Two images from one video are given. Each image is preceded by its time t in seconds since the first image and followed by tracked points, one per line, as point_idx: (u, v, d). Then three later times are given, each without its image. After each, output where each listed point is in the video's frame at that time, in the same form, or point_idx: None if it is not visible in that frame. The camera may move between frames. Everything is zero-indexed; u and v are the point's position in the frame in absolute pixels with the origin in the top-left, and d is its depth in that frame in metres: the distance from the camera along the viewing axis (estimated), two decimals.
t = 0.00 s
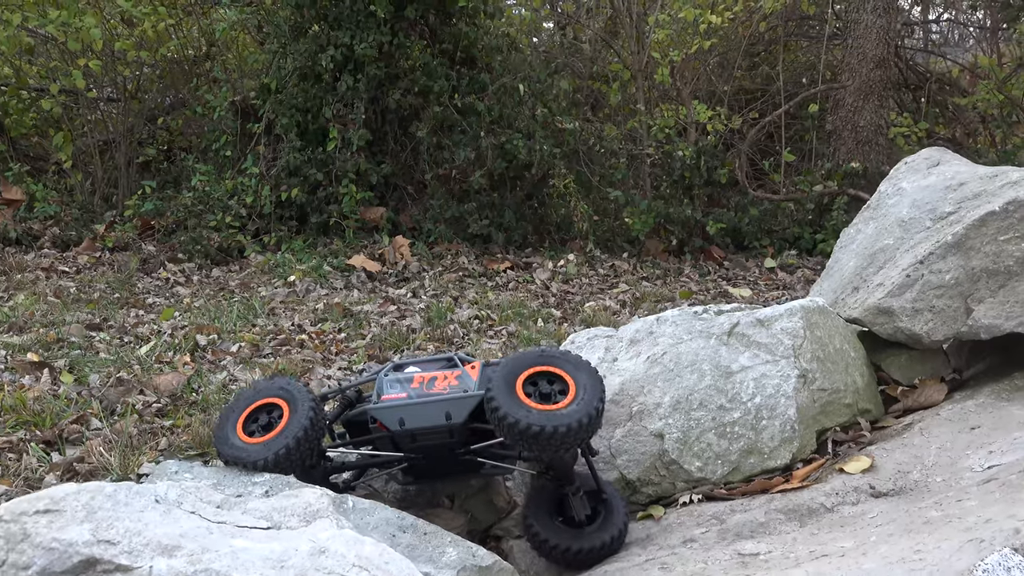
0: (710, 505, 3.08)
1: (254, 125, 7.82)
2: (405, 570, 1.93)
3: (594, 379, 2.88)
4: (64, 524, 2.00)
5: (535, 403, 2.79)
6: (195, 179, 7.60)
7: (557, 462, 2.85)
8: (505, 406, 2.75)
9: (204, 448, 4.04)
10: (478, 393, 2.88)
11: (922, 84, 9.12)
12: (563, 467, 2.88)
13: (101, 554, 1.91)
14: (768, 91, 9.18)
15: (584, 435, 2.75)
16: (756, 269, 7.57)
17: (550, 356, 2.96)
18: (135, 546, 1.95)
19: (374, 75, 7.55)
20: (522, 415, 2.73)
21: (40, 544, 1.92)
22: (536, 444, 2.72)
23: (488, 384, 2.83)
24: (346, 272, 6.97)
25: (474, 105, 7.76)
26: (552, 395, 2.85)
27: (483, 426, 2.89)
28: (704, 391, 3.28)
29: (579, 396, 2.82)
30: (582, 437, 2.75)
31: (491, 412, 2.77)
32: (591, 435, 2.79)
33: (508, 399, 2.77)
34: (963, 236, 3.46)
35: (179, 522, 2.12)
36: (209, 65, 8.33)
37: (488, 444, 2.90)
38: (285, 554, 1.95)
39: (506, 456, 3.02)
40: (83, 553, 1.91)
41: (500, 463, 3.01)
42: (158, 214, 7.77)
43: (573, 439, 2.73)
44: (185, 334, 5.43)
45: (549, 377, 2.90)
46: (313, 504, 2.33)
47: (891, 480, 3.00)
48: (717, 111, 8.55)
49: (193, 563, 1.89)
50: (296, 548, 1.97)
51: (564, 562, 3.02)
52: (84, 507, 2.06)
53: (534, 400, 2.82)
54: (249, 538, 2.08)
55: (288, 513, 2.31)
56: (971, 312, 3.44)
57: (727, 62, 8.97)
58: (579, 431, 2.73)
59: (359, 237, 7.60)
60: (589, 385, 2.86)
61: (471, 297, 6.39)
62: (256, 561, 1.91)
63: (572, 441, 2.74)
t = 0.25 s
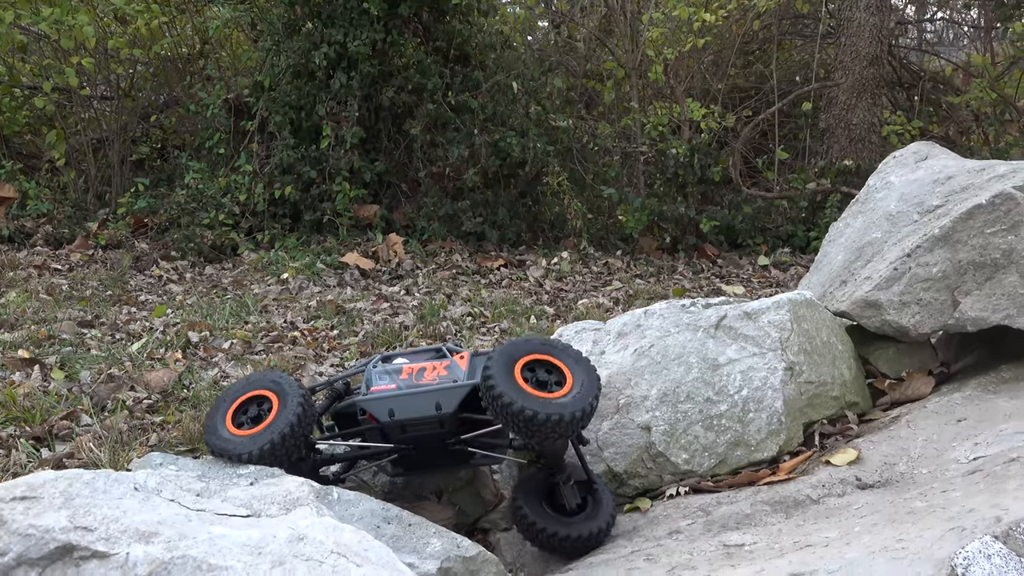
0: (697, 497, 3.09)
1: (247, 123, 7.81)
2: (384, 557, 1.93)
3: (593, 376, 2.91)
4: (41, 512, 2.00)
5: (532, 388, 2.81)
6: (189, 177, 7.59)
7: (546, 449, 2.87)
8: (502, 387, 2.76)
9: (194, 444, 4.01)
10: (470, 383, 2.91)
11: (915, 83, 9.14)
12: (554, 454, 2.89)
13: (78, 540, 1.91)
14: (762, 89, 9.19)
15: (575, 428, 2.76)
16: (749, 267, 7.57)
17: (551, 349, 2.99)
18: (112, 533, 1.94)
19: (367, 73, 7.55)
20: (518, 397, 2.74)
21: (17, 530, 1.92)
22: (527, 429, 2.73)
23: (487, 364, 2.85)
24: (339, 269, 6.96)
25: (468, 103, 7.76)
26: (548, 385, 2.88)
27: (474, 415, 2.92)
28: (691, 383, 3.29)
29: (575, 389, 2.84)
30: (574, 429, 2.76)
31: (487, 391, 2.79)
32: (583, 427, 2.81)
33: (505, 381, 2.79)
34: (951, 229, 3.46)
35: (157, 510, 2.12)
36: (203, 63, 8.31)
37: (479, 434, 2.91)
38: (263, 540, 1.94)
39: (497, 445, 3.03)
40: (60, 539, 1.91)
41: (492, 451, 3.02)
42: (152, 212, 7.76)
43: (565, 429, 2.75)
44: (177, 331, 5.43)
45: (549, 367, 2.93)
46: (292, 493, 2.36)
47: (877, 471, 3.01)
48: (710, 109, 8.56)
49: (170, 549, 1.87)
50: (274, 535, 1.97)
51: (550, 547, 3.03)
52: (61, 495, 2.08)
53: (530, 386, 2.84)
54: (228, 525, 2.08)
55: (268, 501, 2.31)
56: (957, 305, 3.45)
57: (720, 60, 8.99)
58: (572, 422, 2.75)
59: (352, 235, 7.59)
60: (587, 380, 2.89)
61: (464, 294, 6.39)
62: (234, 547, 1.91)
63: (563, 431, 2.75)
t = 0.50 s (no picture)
0: (687, 492, 3.10)
1: (241, 121, 7.80)
2: (370, 549, 1.93)
3: (597, 369, 2.94)
4: (26, 503, 2.00)
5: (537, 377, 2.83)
6: (183, 176, 7.58)
7: (546, 437, 2.89)
8: (508, 371, 2.79)
9: (187, 442, 3.99)
10: (469, 373, 2.93)
11: (909, 82, 9.16)
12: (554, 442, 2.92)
13: (63, 532, 1.90)
14: (756, 88, 9.20)
15: (577, 417, 2.78)
16: (743, 266, 7.58)
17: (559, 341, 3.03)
18: (98, 524, 1.94)
19: (361, 71, 7.54)
20: (524, 382, 2.77)
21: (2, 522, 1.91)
22: (530, 415, 2.75)
23: (496, 349, 2.88)
24: (333, 268, 6.96)
25: (462, 102, 7.76)
26: (554, 373, 2.91)
27: (472, 406, 2.91)
28: (682, 378, 3.30)
29: (579, 380, 2.87)
30: (575, 418, 2.78)
31: (492, 374, 2.81)
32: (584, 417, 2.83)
33: (512, 365, 2.81)
34: (940, 225, 3.48)
35: (143, 501, 2.13)
36: (197, 62, 8.32)
37: (478, 424, 2.92)
38: (249, 531, 1.95)
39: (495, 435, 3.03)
40: (45, 531, 1.90)
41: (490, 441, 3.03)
42: (145, 211, 7.75)
43: (566, 418, 2.77)
44: (170, 329, 5.42)
45: (555, 358, 2.96)
46: (279, 486, 2.37)
47: (866, 466, 3.02)
48: (705, 108, 8.57)
49: (155, 540, 1.88)
50: (260, 526, 1.98)
51: (545, 534, 3.06)
52: (46, 486, 2.09)
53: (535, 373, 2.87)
54: (214, 516, 2.08)
55: (255, 494, 2.32)
56: (946, 300, 3.47)
57: (715, 59, 9.00)
58: (574, 412, 2.77)
59: (347, 233, 7.59)
60: (592, 373, 2.92)
61: (458, 292, 6.39)
62: (219, 538, 1.91)
63: (565, 420, 2.77)
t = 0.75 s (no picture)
0: (682, 492, 3.11)
1: (237, 121, 7.79)
2: (366, 550, 1.94)
3: (592, 368, 2.94)
4: (22, 506, 2.01)
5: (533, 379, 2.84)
6: (178, 176, 7.57)
7: (543, 438, 2.89)
8: (501, 374, 2.80)
9: (183, 442, 3.98)
10: (466, 374, 2.93)
11: (905, 82, 9.17)
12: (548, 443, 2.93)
13: (60, 533, 1.91)
14: (752, 88, 9.21)
15: (571, 418, 2.79)
16: (739, 266, 7.59)
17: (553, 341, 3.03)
18: (94, 526, 1.95)
19: (357, 71, 7.53)
20: (517, 384, 2.78)
21: None
22: (524, 416, 2.76)
23: (489, 354, 2.87)
24: (329, 268, 6.95)
25: (458, 102, 7.76)
26: (549, 374, 2.91)
27: (468, 406, 2.93)
28: (677, 379, 3.31)
29: (573, 380, 2.87)
30: (569, 419, 2.79)
31: (488, 380, 2.81)
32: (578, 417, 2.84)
33: (505, 368, 2.82)
34: (934, 225, 3.49)
35: (140, 503, 2.13)
36: (193, 62, 8.32)
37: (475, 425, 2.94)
38: (245, 533, 1.95)
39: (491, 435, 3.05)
40: (41, 533, 1.91)
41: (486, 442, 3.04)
42: (141, 211, 7.74)
43: (561, 418, 2.78)
44: (166, 329, 5.41)
45: (550, 358, 2.96)
46: (275, 487, 2.36)
47: (861, 466, 3.03)
48: (701, 108, 8.57)
49: (152, 542, 1.89)
50: (256, 528, 1.98)
51: (542, 536, 3.04)
52: (43, 488, 2.09)
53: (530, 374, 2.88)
54: (210, 518, 2.09)
55: (251, 496, 2.32)
56: (941, 301, 3.48)
57: (711, 59, 9.00)
58: (568, 412, 2.78)
59: (343, 234, 7.58)
60: (586, 373, 2.92)
61: (454, 292, 6.39)
62: (216, 540, 1.91)
63: (559, 420, 2.78)
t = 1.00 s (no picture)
0: (678, 488, 3.13)
1: (233, 120, 7.79)
2: (363, 542, 1.95)
3: (537, 374, 2.75)
4: (21, 498, 2.01)
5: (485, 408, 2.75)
6: (174, 175, 7.57)
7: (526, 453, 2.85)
8: (452, 412, 2.78)
9: (180, 440, 3.99)
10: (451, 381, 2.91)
11: (900, 82, 9.20)
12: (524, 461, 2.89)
13: (59, 526, 1.92)
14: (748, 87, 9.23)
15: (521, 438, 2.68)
16: (735, 264, 7.61)
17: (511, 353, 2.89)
18: (93, 518, 1.95)
19: (353, 71, 7.54)
20: (461, 419, 2.74)
21: None
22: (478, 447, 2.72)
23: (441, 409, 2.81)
24: (326, 267, 6.96)
25: (454, 101, 7.76)
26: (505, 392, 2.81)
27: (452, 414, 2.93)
28: (673, 375, 3.33)
29: (517, 395, 2.72)
30: (522, 439, 2.69)
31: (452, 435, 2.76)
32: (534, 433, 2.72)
33: (455, 405, 2.80)
34: (929, 223, 3.51)
35: (138, 496, 2.14)
36: (189, 61, 8.25)
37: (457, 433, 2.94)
38: (244, 526, 1.96)
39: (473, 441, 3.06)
40: (40, 525, 1.92)
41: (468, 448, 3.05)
42: (137, 210, 7.73)
43: (510, 440, 2.68)
44: (162, 328, 5.41)
45: (496, 377, 2.86)
46: (273, 481, 2.37)
47: (856, 461, 3.05)
48: (696, 107, 8.59)
49: (150, 534, 1.89)
50: (255, 521, 1.99)
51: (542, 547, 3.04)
52: (42, 481, 2.10)
53: (482, 401, 2.80)
54: (208, 511, 2.10)
55: (249, 489, 2.33)
56: (936, 298, 3.50)
57: (707, 59, 9.02)
58: (513, 433, 2.67)
59: (339, 233, 7.58)
60: (531, 381, 2.74)
61: (451, 291, 6.40)
62: (214, 532, 1.92)
63: (510, 443, 2.69)
